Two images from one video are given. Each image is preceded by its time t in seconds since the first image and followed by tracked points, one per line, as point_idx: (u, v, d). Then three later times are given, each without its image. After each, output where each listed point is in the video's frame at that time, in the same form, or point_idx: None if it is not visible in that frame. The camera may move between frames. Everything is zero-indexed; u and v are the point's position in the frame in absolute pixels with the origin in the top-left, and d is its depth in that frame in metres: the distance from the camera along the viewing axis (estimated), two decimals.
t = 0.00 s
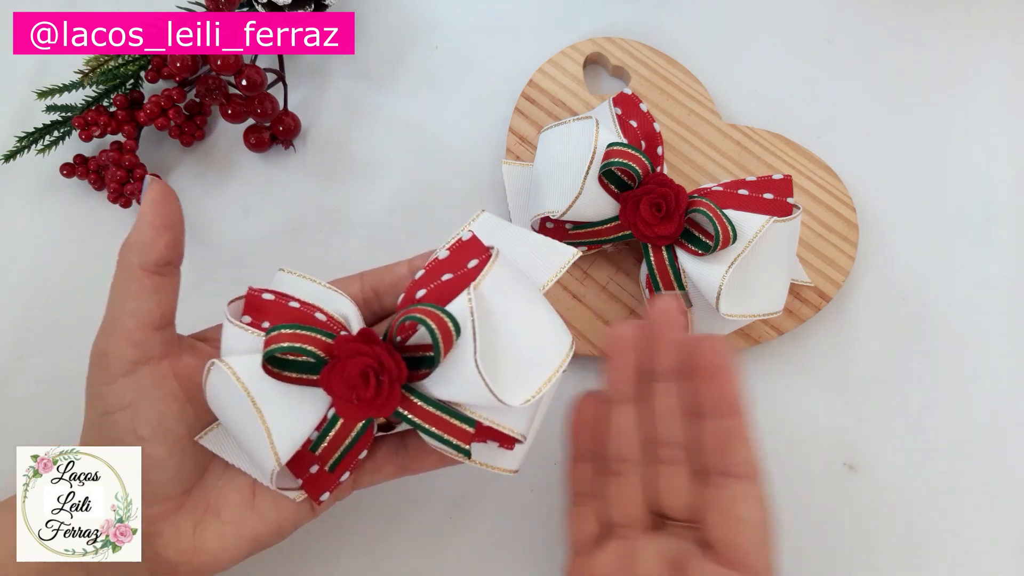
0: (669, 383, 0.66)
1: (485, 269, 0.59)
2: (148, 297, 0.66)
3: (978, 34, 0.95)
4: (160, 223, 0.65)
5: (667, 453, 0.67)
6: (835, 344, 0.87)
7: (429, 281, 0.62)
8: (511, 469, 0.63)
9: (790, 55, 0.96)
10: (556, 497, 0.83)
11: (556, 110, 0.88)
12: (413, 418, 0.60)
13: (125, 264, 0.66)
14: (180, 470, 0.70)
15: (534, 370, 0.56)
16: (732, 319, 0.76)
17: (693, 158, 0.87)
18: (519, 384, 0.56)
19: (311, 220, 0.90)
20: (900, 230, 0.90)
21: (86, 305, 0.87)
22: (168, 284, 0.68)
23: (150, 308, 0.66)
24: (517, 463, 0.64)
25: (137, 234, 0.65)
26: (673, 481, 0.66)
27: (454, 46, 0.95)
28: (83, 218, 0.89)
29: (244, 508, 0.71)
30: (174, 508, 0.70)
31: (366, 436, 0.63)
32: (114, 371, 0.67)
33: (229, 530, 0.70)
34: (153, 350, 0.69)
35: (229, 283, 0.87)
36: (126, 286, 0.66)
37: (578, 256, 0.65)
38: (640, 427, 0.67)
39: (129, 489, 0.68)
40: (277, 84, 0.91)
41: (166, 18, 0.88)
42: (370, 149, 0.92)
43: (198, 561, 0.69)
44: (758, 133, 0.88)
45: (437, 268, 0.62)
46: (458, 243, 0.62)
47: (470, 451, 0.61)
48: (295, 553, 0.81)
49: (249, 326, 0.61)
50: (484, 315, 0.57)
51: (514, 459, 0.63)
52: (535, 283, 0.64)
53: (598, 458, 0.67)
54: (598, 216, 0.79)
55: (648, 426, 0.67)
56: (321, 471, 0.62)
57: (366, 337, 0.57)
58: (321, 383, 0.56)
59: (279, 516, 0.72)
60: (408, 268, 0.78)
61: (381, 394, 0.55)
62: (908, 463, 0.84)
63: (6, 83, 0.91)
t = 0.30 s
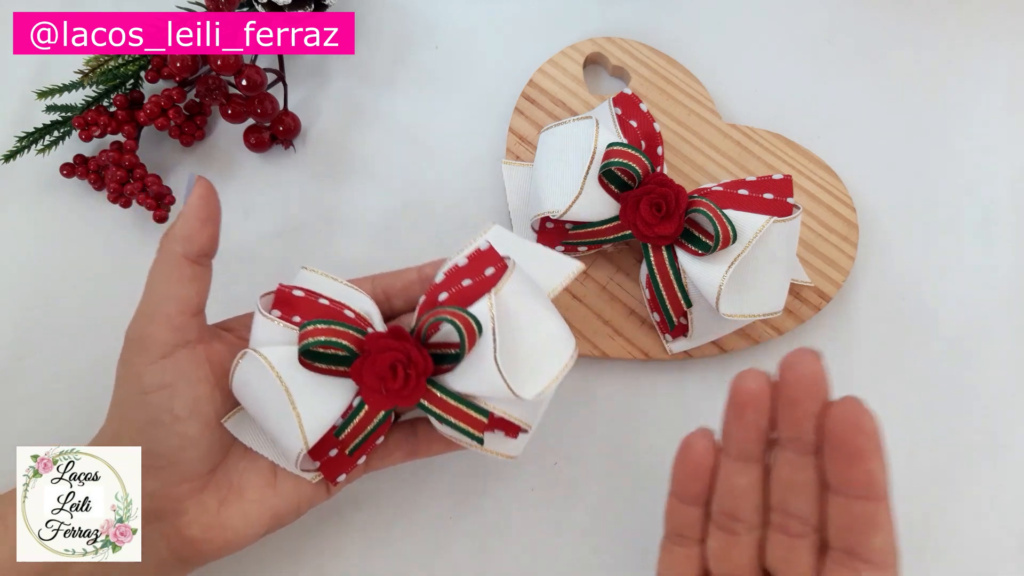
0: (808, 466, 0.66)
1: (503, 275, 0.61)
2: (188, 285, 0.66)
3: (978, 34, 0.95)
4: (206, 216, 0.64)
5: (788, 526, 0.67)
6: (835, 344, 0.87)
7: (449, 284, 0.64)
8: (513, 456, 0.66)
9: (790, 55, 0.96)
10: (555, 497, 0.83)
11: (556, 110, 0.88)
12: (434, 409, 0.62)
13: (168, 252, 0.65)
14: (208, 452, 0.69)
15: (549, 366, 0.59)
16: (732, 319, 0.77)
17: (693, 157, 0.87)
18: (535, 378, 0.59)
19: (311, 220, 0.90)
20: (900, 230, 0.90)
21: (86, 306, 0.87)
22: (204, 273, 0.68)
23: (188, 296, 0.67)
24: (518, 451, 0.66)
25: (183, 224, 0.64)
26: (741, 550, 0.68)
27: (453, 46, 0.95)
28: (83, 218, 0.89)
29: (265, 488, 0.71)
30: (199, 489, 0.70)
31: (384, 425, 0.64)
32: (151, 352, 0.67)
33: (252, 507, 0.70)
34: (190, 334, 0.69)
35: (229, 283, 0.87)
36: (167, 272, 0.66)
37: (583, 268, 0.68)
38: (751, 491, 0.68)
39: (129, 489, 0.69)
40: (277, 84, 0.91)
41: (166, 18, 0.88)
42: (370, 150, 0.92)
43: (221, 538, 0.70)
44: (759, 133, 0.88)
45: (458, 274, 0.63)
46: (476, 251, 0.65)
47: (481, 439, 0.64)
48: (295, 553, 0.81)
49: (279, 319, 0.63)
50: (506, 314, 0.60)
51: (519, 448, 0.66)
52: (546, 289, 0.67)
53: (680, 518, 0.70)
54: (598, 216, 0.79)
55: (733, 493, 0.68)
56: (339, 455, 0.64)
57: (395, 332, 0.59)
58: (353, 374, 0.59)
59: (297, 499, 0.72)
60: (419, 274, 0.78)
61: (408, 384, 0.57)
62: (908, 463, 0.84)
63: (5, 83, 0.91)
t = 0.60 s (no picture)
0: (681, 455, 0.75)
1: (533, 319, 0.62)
2: (205, 285, 0.67)
3: (976, 33, 0.95)
4: (228, 216, 0.65)
5: (668, 505, 0.75)
6: (835, 343, 0.87)
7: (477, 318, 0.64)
8: (517, 498, 0.67)
9: (789, 54, 0.96)
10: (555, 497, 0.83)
11: (556, 111, 0.88)
12: (448, 445, 0.64)
13: (187, 252, 0.66)
14: (211, 453, 0.70)
15: (565, 416, 0.61)
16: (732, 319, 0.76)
17: (693, 158, 0.87)
18: (550, 427, 0.61)
19: (311, 220, 0.90)
20: (899, 228, 0.90)
21: (86, 305, 0.87)
22: (223, 275, 0.68)
23: (206, 296, 0.67)
24: (524, 494, 0.68)
25: (205, 224, 0.65)
26: (633, 535, 0.75)
27: (453, 45, 0.95)
28: (83, 218, 0.89)
29: (264, 495, 0.71)
30: (199, 490, 0.70)
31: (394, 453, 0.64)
32: (163, 352, 0.67)
33: (251, 515, 0.70)
34: (206, 336, 0.69)
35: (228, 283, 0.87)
36: (186, 271, 0.66)
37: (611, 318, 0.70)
38: (636, 481, 0.74)
39: (129, 489, 0.69)
40: (277, 84, 0.91)
41: (166, 18, 0.88)
42: (370, 149, 0.92)
43: (216, 542, 0.70)
44: (759, 133, 0.88)
45: (488, 308, 0.64)
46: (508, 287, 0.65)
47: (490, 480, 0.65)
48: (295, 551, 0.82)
49: (305, 333, 0.64)
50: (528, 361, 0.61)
51: (522, 490, 0.67)
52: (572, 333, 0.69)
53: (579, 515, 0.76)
54: (598, 216, 0.79)
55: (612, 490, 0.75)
56: (345, 476, 0.64)
57: (419, 363, 0.59)
58: (371, 400, 0.58)
59: (296, 511, 0.72)
60: (447, 300, 0.80)
61: (424, 418, 0.57)
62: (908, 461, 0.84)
63: (5, 83, 0.91)
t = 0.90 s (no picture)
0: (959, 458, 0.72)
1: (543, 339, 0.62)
2: (208, 290, 0.68)
3: (976, 33, 0.95)
4: (232, 221, 0.66)
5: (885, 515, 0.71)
6: (835, 343, 0.87)
7: (488, 335, 0.64)
8: (517, 518, 0.68)
9: (789, 54, 0.96)
10: (555, 496, 0.83)
11: (556, 111, 0.88)
12: (453, 464, 0.64)
13: (192, 257, 0.67)
14: (206, 459, 0.70)
15: (572, 439, 0.60)
16: (732, 319, 0.76)
17: (693, 158, 0.87)
18: (556, 449, 0.60)
19: (311, 221, 0.90)
20: (900, 228, 0.90)
21: (85, 305, 0.87)
22: (227, 281, 0.69)
23: (208, 301, 0.68)
24: (524, 514, 0.68)
25: (208, 229, 0.66)
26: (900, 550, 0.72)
27: (453, 45, 0.95)
28: (82, 218, 0.89)
29: (260, 503, 0.71)
30: (193, 495, 0.70)
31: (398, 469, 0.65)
32: (163, 356, 0.68)
33: (244, 523, 0.70)
34: (206, 342, 0.70)
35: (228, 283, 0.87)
36: (190, 276, 0.67)
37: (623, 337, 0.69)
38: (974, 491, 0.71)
39: (129, 489, 0.69)
40: (277, 84, 0.91)
41: (166, 18, 0.88)
42: (370, 149, 0.92)
43: (208, 548, 0.70)
44: (758, 133, 0.88)
45: (498, 325, 0.64)
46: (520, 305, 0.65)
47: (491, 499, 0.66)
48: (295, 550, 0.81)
49: (311, 343, 0.64)
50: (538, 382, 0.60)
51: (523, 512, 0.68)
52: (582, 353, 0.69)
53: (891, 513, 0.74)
54: (598, 216, 0.79)
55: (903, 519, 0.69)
56: (346, 489, 0.64)
57: (427, 380, 0.58)
58: (375, 415, 0.57)
59: (292, 519, 0.71)
60: (456, 313, 0.80)
61: (429, 436, 0.56)
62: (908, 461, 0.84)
63: (5, 83, 0.91)
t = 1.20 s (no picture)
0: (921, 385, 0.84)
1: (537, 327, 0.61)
2: (200, 289, 0.67)
3: (977, 33, 0.95)
4: (221, 218, 0.66)
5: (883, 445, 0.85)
6: (835, 343, 0.87)
7: (482, 324, 0.63)
8: (519, 509, 0.67)
9: (789, 54, 0.96)
10: (555, 496, 0.83)
11: (556, 111, 0.88)
12: (451, 455, 0.63)
13: (183, 255, 0.67)
14: (203, 459, 0.70)
15: (570, 426, 0.60)
16: (732, 319, 0.76)
17: (693, 158, 0.87)
18: (555, 437, 0.60)
19: (311, 221, 0.90)
20: (900, 228, 0.90)
21: (85, 306, 0.87)
22: (218, 279, 0.69)
23: (200, 300, 0.68)
24: (527, 504, 0.68)
25: (197, 228, 0.66)
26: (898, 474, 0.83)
27: (454, 45, 0.95)
28: (82, 218, 0.89)
29: (258, 503, 0.71)
30: (191, 496, 0.70)
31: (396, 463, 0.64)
32: (156, 356, 0.68)
33: (241, 523, 0.70)
34: (198, 341, 0.69)
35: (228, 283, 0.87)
36: (181, 275, 0.67)
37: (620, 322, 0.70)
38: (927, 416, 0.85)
39: (129, 489, 0.69)
40: (277, 84, 0.91)
41: (166, 18, 0.88)
42: (370, 149, 0.92)
43: (207, 550, 0.70)
44: (759, 133, 0.88)
45: (492, 314, 0.63)
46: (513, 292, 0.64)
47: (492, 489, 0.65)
48: (295, 549, 0.82)
49: (304, 339, 0.63)
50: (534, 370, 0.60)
51: (525, 502, 0.67)
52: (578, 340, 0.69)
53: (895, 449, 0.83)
54: (598, 216, 0.79)
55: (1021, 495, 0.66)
56: (346, 485, 0.64)
57: (422, 371, 0.58)
58: (371, 408, 0.57)
59: (290, 518, 0.72)
60: (449, 305, 0.80)
61: (426, 428, 0.56)
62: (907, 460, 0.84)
63: (5, 83, 0.91)
